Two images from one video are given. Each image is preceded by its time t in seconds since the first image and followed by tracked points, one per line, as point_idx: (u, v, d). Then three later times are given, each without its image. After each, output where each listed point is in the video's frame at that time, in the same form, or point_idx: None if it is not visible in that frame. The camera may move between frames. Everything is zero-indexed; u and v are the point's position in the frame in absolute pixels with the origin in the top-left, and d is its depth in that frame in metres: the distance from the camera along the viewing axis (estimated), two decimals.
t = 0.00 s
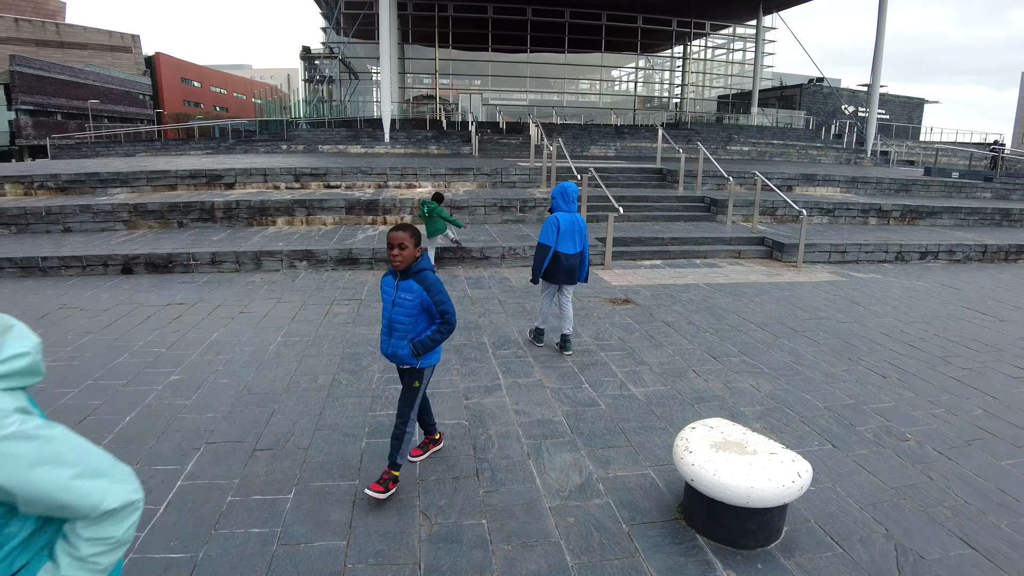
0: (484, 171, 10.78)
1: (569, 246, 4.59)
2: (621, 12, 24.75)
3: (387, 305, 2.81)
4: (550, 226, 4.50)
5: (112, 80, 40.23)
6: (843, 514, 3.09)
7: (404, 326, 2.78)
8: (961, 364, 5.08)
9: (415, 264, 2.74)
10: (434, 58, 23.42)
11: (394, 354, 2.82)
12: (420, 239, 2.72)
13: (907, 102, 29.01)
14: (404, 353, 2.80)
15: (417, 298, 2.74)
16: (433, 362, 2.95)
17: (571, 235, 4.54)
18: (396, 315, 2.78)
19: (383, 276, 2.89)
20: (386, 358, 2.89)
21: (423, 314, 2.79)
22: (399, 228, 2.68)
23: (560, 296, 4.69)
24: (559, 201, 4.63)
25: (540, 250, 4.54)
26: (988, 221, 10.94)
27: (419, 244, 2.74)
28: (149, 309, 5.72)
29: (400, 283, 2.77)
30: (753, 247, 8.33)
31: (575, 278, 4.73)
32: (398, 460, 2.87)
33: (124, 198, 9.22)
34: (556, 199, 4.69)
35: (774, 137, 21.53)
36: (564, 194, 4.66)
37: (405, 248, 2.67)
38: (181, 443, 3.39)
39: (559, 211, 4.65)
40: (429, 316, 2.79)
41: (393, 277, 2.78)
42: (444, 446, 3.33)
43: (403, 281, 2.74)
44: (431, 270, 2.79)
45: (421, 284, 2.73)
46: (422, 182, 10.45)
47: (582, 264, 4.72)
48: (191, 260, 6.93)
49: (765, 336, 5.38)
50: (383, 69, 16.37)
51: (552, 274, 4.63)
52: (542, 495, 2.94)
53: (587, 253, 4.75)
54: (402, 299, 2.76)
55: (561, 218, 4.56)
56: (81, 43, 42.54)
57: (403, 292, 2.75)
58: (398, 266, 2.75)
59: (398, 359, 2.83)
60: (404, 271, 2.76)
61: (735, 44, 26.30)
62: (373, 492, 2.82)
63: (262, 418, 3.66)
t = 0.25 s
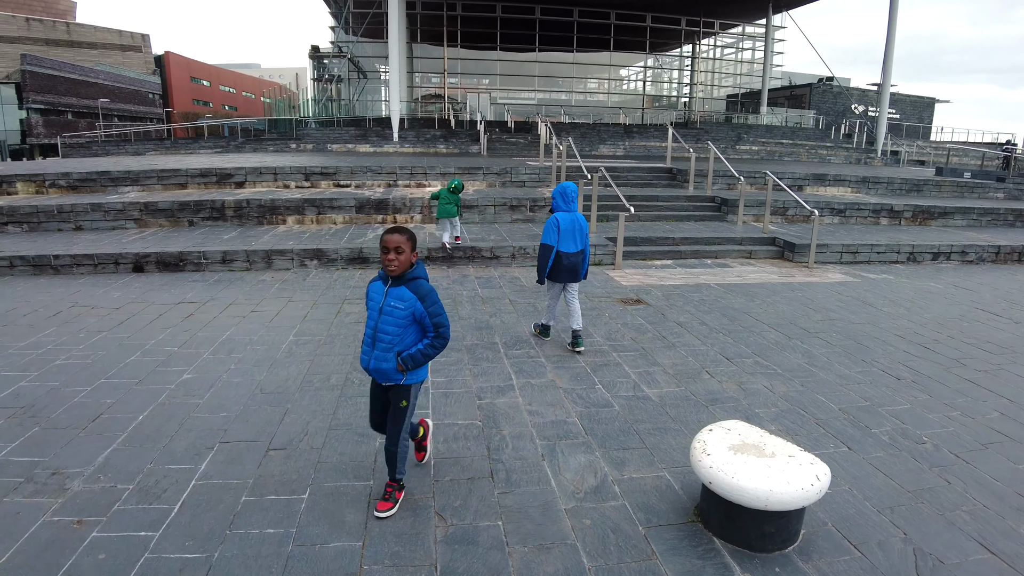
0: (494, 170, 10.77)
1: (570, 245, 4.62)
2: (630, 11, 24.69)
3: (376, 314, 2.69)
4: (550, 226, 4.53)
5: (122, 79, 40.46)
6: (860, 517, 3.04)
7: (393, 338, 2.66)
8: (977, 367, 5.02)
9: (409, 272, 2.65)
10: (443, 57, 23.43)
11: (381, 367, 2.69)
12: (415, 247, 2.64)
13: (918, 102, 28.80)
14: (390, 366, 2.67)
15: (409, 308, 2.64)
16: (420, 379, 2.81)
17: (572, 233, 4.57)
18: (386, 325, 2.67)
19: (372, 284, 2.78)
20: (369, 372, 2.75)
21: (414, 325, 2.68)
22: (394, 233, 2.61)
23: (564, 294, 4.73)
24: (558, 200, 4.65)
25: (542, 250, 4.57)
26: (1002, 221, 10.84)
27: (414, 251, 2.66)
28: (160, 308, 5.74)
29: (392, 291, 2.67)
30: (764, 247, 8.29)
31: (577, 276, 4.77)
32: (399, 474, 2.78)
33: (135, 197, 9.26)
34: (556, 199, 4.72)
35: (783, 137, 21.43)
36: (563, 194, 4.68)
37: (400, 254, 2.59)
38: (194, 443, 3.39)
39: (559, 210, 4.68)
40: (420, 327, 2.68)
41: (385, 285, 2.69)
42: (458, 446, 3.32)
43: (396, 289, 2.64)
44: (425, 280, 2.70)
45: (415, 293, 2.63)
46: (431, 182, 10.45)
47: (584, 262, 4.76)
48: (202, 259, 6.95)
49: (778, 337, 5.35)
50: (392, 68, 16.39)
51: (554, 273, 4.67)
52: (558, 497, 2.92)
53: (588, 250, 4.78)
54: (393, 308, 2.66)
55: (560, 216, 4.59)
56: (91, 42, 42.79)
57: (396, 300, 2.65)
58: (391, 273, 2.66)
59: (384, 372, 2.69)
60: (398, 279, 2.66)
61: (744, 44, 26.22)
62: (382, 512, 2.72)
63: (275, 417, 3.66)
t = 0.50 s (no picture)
0: (502, 169, 10.77)
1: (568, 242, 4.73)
2: (638, 10, 24.65)
3: (371, 332, 2.44)
4: (549, 224, 4.65)
5: (130, 78, 40.70)
6: (876, 520, 3.00)
7: (397, 356, 2.45)
8: (991, 368, 4.97)
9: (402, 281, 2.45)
10: (450, 57, 23.43)
11: (386, 389, 2.46)
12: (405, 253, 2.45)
13: (927, 101, 28.65)
14: (396, 386, 2.47)
15: (410, 320, 2.45)
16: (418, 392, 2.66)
17: (570, 230, 4.69)
18: (385, 342, 2.44)
19: (354, 299, 2.49)
20: (370, 397, 2.49)
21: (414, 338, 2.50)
22: (384, 240, 2.38)
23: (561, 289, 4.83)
24: (556, 199, 4.77)
25: (541, 248, 4.69)
26: (1014, 222, 10.76)
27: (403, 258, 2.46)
28: (171, 307, 5.75)
29: (387, 304, 2.44)
30: (774, 248, 8.26)
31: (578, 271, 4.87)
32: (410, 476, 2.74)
33: (145, 196, 9.32)
34: (555, 198, 4.82)
35: (792, 137, 21.34)
36: (561, 192, 4.76)
37: (396, 262, 2.39)
38: (207, 442, 3.40)
39: (558, 209, 4.78)
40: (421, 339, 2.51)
41: (376, 299, 2.44)
42: (471, 447, 3.31)
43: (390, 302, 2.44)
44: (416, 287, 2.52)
45: (413, 304, 2.45)
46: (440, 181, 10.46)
47: (584, 258, 4.85)
48: (212, 258, 6.97)
49: (790, 338, 5.32)
50: (401, 68, 16.44)
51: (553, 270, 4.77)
52: (572, 498, 2.91)
53: (587, 247, 4.88)
54: (391, 323, 2.43)
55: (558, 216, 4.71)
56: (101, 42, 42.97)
57: (394, 314, 2.43)
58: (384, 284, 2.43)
59: (389, 394, 2.48)
60: (391, 290, 2.45)
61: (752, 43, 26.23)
62: (399, 514, 2.71)
63: (287, 417, 3.66)
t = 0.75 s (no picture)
0: (510, 169, 10.76)
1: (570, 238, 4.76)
2: (645, 10, 24.59)
3: (377, 343, 2.30)
4: (550, 222, 4.68)
5: (138, 78, 40.91)
6: (889, 522, 2.92)
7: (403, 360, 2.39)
8: (1004, 369, 4.89)
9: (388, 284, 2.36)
10: (457, 57, 23.44)
11: (400, 397, 2.41)
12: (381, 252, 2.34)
13: (936, 101, 28.48)
14: (406, 390, 2.44)
15: (406, 320, 2.41)
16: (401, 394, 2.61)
17: (570, 227, 4.72)
18: (392, 349, 2.35)
19: (342, 314, 2.25)
20: (385, 412, 2.38)
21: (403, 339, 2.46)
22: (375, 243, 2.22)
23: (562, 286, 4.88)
24: (557, 196, 4.79)
25: (543, 246, 4.71)
26: None
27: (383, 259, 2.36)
28: (180, 306, 5.77)
29: (386, 309, 2.32)
30: (782, 248, 8.23)
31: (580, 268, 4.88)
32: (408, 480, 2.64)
33: (154, 195, 9.35)
34: (555, 197, 4.86)
35: (799, 137, 21.25)
36: (561, 191, 4.81)
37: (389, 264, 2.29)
38: (217, 442, 3.40)
39: (559, 207, 4.82)
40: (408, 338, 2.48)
41: (373, 307, 2.28)
42: (481, 448, 3.30)
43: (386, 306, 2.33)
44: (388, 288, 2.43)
45: (404, 304, 2.40)
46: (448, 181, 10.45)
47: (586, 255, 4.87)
48: (221, 258, 6.99)
49: (800, 339, 5.29)
50: (408, 68, 16.46)
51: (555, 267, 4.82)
52: (583, 499, 2.89)
53: (590, 242, 4.90)
54: (393, 328, 2.34)
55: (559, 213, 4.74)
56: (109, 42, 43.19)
57: (394, 318, 2.35)
58: (380, 289, 2.30)
59: (403, 401, 2.42)
60: (383, 295, 2.33)
61: (759, 43, 26.17)
62: (408, 520, 2.64)
63: (298, 417, 3.66)
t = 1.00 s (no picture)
0: (516, 169, 10.77)
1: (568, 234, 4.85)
2: (651, 9, 24.56)
3: (374, 355, 2.17)
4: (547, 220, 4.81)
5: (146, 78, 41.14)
6: (899, 525, 2.85)
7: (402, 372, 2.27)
8: (1015, 371, 4.81)
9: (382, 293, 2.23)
10: (463, 57, 23.45)
11: (402, 410, 2.27)
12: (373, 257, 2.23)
13: (944, 101, 28.33)
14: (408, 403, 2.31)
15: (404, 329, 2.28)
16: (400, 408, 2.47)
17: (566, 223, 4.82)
18: (391, 361, 2.22)
19: (335, 327, 2.12)
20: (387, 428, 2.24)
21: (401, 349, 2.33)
22: (367, 248, 2.12)
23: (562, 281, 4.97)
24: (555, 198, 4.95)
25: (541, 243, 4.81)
26: None
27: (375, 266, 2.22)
28: (187, 306, 5.79)
29: (383, 319, 2.20)
30: (789, 248, 8.20)
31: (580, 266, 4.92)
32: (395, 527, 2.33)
33: (162, 195, 9.40)
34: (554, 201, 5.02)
35: (806, 137, 21.18)
36: (559, 194, 4.97)
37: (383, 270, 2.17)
38: (225, 442, 3.41)
39: (557, 209, 4.95)
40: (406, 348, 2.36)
41: (369, 318, 2.16)
42: (489, 448, 3.31)
43: (381, 316, 2.20)
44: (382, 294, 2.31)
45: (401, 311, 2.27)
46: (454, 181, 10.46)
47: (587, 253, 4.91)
48: (228, 258, 7.02)
49: (807, 340, 5.26)
50: (414, 68, 16.49)
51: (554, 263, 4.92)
52: (592, 501, 2.89)
53: (591, 238, 4.96)
54: (391, 338, 2.21)
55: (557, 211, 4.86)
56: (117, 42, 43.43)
57: (391, 327, 2.22)
58: (374, 298, 2.18)
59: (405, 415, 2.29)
60: (379, 304, 2.20)
61: (766, 43, 26.13)
62: None
63: (306, 417, 3.67)
